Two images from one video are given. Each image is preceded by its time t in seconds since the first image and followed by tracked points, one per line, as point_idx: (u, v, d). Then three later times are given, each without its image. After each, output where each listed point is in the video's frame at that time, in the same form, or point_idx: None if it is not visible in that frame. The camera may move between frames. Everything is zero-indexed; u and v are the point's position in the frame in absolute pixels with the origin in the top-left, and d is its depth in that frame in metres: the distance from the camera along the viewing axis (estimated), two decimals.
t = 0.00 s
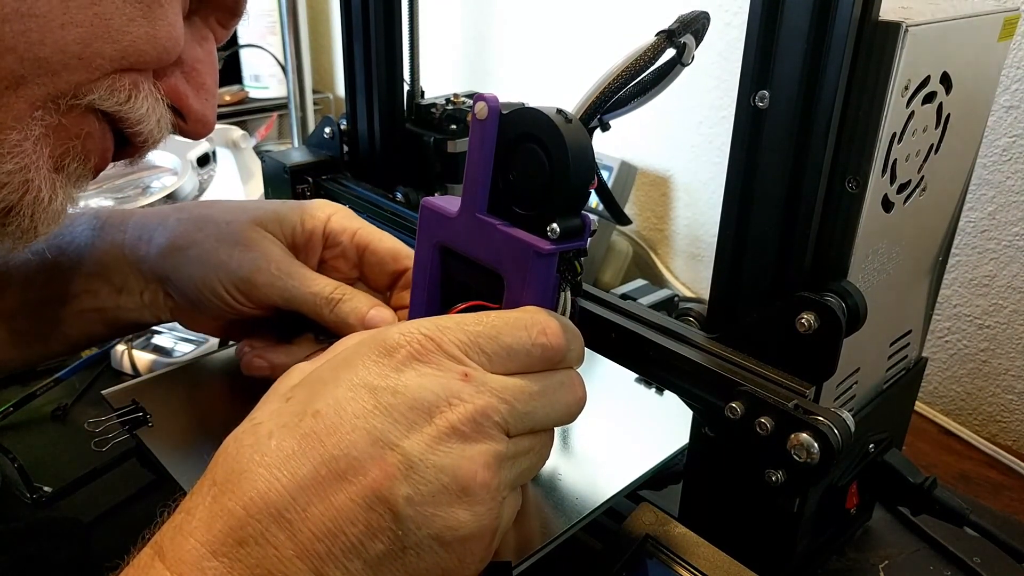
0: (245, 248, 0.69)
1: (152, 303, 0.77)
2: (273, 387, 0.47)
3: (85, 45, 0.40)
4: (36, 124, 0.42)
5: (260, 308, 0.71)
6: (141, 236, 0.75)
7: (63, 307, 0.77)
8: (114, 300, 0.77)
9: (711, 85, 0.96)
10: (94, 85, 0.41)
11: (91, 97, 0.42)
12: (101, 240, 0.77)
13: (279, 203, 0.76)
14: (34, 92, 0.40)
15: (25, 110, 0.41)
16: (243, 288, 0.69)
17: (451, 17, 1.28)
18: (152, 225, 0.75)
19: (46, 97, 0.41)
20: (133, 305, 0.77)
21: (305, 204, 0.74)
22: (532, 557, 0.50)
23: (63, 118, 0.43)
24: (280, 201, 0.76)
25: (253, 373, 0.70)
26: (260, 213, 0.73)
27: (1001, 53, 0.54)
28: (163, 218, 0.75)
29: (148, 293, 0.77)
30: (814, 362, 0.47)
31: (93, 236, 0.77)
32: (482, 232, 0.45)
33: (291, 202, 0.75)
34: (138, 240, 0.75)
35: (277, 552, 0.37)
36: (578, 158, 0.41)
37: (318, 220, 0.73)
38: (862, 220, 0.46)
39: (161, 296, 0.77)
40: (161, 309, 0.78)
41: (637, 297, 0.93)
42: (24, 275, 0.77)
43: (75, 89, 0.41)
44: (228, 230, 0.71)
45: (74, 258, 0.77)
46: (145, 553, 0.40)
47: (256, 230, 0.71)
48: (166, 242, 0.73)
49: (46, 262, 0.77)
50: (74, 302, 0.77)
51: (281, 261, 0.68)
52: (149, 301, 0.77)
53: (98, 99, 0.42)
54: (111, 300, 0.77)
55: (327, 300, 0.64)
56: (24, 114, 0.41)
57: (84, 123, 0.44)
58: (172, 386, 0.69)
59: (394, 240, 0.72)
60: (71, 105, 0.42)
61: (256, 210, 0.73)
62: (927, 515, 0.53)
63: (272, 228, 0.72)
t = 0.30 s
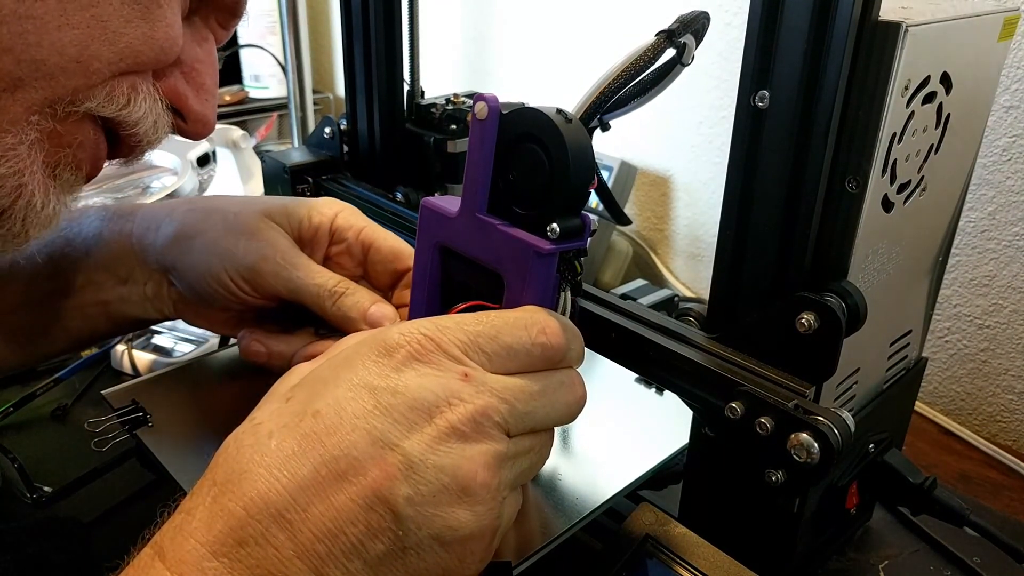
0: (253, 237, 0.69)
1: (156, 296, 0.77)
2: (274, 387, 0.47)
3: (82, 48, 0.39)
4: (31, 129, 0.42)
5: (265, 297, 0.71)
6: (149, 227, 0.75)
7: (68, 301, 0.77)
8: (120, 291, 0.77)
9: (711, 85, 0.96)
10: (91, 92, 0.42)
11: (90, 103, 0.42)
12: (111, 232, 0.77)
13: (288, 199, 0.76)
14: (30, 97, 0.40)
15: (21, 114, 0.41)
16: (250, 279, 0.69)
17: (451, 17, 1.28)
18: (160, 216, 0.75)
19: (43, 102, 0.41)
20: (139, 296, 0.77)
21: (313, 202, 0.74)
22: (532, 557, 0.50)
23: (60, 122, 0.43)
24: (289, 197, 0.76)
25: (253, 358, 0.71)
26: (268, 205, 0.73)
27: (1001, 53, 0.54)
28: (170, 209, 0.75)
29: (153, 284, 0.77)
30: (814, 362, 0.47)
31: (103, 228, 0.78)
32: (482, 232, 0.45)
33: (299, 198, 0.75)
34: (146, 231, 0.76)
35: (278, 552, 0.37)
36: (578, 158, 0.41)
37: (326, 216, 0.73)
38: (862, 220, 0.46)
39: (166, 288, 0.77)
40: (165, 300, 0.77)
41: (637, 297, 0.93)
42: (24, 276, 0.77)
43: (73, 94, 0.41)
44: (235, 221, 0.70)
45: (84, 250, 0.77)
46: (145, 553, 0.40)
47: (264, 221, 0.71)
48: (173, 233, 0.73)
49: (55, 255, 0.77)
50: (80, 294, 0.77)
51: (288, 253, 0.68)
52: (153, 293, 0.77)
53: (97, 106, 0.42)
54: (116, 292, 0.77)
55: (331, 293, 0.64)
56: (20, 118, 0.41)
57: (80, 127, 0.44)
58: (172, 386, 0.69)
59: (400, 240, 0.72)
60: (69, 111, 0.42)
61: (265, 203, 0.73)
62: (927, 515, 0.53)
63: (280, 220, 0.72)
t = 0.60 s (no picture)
0: (249, 240, 0.69)
1: (145, 302, 0.77)
2: (272, 388, 0.47)
3: (70, 43, 0.39)
4: (11, 121, 0.42)
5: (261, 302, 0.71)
6: (139, 233, 0.75)
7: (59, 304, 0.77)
8: (111, 297, 0.77)
9: (710, 86, 0.96)
10: (74, 84, 0.41)
11: (72, 94, 0.42)
12: (100, 238, 0.76)
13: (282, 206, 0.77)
14: (15, 89, 0.40)
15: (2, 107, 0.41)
16: (245, 282, 0.69)
17: (451, 17, 1.28)
18: (151, 222, 0.75)
19: (25, 94, 0.41)
20: (128, 302, 0.77)
21: (311, 210, 0.74)
22: (532, 557, 0.50)
23: (40, 114, 0.42)
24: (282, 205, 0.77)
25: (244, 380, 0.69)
26: (263, 212, 0.73)
27: (1001, 53, 0.54)
28: (161, 216, 0.75)
29: (141, 292, 0.76)
30: (813, 363, 0.47)
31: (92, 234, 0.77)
32: (482, 232, 0.45)
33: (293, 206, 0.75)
34: (136, 237, 0.75)
35: (277, 553, 0.37)
36: (577, 158, 0.41)
37: (323, 225, 0.73)
38: (862, 220, 0.46)
39: (155, 295, 0.76)
40: (154, 308, 0.77)
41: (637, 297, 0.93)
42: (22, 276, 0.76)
43: (56, 86, 0.41)
44: (231, 225, 0.71)
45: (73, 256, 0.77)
46: (144, 554, 0.40)
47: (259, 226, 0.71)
48: (164, 239, 0.73)
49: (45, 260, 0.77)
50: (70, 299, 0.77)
51: (285, 256, 0.68)
52: (142, 300, 0.76)
53: (79, 96, 0.42)
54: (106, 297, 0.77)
55: (328, 298, 0.64)
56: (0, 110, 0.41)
57: (56, 118, 0.44)
58: (171, 386, 0.69)
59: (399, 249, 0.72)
60: (52, 101, 0.42)
61: (259, 209, 0.74)
62: (927, 515, 0.53)
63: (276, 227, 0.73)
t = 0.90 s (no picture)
0: (246, 232, 0.70)
1: (147, 295, 0.76)
2: (270, 389, 0.47)
3: (75, 44, 0.39)
4: (18, 121, 0.42)
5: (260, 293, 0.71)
6: (139, 227, 0.75)
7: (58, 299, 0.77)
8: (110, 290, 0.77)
9: (711, 85, 0.96)
10: (80, 86, 0.41)
11: (81, 95, 0.42)
12: (100, 232, 0.77)
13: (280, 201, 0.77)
14: (20, 91, 0.40)
15: (8, 108, 0.41)
16: (244, 274, 0.69)
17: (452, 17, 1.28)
18: (151, 215, 0.75)
19: (32, 95, 0.41)
20: (127, 294, 0.76)
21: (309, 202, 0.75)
22: (532, 557, 0.50)
23: (47, 114, 0.42)
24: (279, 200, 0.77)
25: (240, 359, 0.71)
26: (260, 205, 0.74)
27: (1001, 53, 0.54)
28: (160, 209, 0.75)
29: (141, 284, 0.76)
30: (812, 362, 0.47)
31: (91, 228, 0.77)
32: (480, 231, 0.45)
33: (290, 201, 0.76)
34: (135, 231, 0.76)
35: (278, 554, 0.37)
36: (575, 157, 0.41)
37: (319, 217, 0.74)
38: (862, 219, 0.46)
39: (154, 288, 0.76)
40: (153, 301, 0.77)
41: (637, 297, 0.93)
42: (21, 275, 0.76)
43: (63, 89, 0.41)
44: (230, 217, 0.71)
45: (72, 250, 0.77)
46: (144, 555, 0.40)
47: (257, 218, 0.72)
48: (164, 231, 0.73)
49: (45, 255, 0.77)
50: (69, 292, 0.77)
51: (282, 247, 0.69)
52: (141, 293, 0.76)
53: (86, 99, 0.42)
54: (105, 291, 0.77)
55: (323, 289, 0.64)
56: (6, 111, 0.41)
57: (65, 118, 0.44)
58: (171, 386, 0.70)
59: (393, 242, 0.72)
60: (60, 103, 0.42)
61: (257, 203, 0.74)
62: (927, 515, 0.53)
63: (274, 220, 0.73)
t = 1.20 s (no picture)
0: (268, 222, 0.69)
1: (167, 279, 0.77)
2: (271, 388, 0.47)
3: (86, 49, 0.39)
4: (36, 132, 0.42)
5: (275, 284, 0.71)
6: (166, 211, 0.76)
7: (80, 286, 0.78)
8: (134, 274, 0.78)
9: (711, 85, 0.96)
10: (93, 92, 0.41)
11: (93, 102, 0.42)
12: (127, 216, 0.78)
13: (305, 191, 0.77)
14: (35, 99, 0.40)
15: (26, 119, 0.41)
16: (262, 264, 0.69)
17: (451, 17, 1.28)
18: (177, 200, 0.76)
19: (46, 104, 0.41)
20: (151, 278, 0.78)
21: (330, 198, 0.75)
22: (532, 557, 0.50)
23: (63, 124, 0.43)
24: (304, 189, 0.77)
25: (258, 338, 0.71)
26: (285, 195, 0.73)
27: (1001, 54, 0.54)
28: (187, 195, 0.76)
29: (164, 267, 0.77)
30: (813, 361, 0.47)
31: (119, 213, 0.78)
32: (480, 231, 0.45)
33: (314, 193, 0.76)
34: (162, 215, 0.76)
35: (278, 554, 0.37)
36: (575, 158, 0.41)
37: (338, 212, 0.73)
38: (862, 219, 0.46)
39: (176, 271, 0.77)
40: (175, 285, 0.78)
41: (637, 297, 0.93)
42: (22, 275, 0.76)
43: (77, 96, 0.41)
44: (254, 206, 0.71)
45: (98, 235, 0.78)
46: (144, 555, 0.40)
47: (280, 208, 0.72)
48: (189, 217, 0.74)
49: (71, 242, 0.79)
50: (93, 278, 0.78)
51: (301, 241, 0.68)
52: (165, 277, 0.77)
53: (99, 104, 0.42)
54: (129, 275, 0.78)
55: (337, 284, 0.64)
56: (25, 122, 0.41)
57: (81, 128, 0.44)
58: (171, 386, 0.69)
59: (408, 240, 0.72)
60: (73, 111, 0.42)
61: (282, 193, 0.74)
62: (927, 516, 0.53)
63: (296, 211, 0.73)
